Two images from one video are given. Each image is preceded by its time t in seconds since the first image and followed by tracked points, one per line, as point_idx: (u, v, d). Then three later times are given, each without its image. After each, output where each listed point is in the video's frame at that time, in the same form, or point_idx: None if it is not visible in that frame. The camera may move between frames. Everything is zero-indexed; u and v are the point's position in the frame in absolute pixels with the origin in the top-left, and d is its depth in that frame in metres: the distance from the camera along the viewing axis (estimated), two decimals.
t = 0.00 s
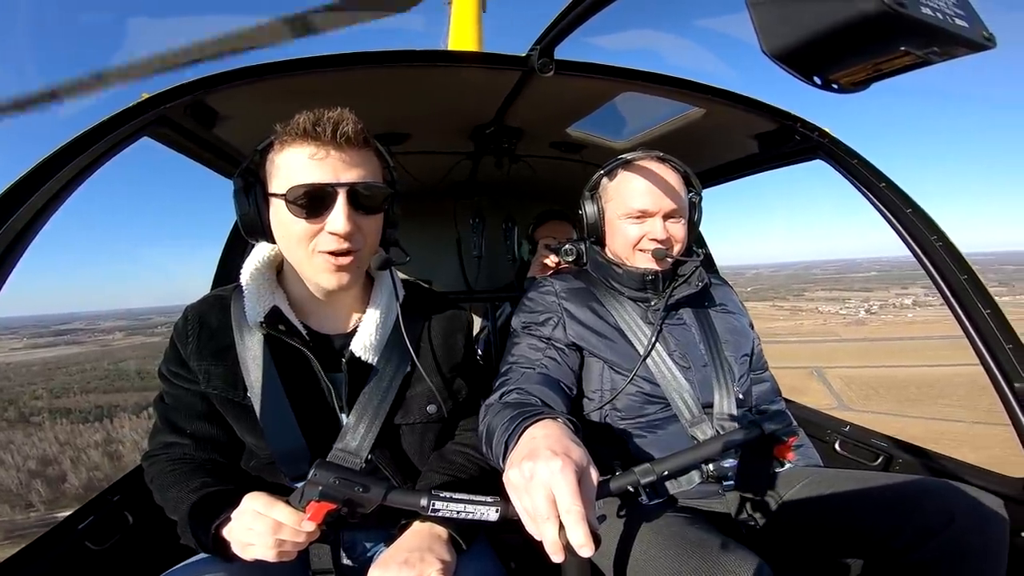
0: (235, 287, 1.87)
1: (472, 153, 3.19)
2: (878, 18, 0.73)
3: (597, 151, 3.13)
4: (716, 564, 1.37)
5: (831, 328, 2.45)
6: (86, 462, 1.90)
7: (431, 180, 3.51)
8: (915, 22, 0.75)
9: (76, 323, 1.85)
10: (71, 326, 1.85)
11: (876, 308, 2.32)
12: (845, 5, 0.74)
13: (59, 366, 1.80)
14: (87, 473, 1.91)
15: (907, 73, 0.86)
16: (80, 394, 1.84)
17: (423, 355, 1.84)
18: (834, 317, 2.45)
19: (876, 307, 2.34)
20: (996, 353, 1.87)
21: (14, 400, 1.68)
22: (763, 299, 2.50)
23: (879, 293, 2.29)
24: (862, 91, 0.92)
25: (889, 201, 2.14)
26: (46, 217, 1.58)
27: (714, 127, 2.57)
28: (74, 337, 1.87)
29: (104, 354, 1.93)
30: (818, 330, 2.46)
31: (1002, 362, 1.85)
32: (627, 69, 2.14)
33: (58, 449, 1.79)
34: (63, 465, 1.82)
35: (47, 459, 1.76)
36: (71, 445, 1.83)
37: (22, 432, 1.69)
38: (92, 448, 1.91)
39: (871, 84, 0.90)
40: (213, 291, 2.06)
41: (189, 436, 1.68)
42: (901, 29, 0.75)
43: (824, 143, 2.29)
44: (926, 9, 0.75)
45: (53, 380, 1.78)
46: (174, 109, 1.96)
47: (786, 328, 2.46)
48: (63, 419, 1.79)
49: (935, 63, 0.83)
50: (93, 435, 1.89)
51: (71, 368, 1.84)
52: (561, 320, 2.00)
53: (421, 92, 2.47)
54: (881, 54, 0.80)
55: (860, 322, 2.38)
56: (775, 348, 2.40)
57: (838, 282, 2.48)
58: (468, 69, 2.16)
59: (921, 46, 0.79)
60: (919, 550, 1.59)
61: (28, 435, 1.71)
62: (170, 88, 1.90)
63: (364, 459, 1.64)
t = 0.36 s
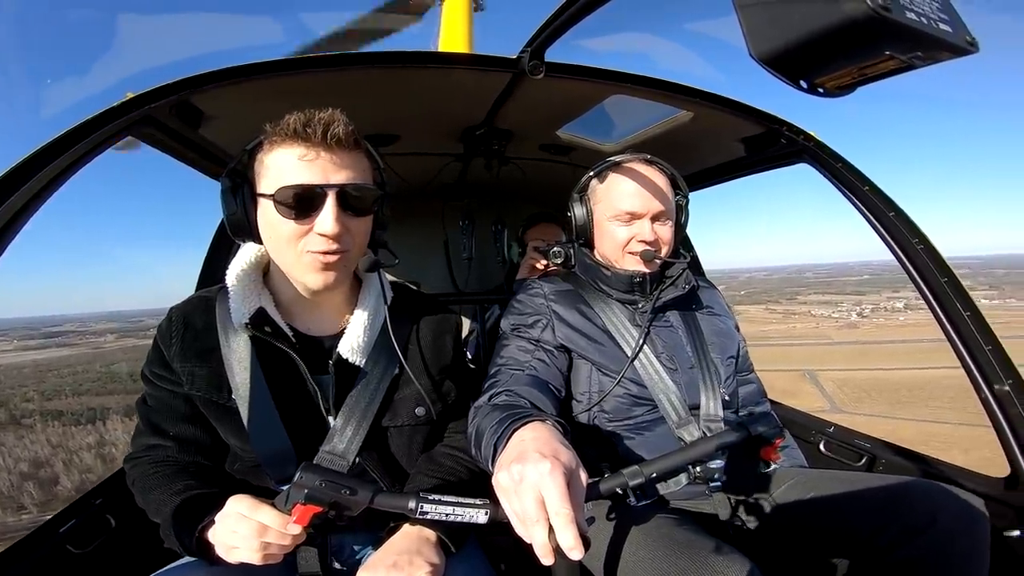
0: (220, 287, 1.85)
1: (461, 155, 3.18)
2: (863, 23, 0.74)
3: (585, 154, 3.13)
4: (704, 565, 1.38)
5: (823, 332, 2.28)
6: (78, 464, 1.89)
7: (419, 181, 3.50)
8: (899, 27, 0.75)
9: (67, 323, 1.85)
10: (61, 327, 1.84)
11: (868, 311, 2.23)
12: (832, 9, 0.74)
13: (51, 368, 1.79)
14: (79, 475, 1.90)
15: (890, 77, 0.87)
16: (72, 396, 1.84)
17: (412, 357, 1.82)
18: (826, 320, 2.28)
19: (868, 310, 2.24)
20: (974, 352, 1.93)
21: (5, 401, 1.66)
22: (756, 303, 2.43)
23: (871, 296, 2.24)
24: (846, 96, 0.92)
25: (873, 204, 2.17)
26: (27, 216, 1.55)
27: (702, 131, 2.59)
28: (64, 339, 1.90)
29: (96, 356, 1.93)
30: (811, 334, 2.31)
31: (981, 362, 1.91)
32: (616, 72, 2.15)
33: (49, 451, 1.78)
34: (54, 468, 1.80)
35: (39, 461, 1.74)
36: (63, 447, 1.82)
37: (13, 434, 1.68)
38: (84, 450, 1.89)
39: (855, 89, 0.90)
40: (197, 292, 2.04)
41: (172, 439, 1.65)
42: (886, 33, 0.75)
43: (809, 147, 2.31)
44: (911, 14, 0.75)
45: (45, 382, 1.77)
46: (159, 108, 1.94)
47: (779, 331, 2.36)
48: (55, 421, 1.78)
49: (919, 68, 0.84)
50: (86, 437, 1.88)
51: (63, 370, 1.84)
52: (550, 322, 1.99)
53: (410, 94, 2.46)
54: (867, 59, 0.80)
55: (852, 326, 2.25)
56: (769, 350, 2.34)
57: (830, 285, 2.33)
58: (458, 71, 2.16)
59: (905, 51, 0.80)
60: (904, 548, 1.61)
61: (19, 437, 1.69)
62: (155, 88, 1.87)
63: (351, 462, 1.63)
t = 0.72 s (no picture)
0: (207, 287, 1.83)
1: (451, 156, 3.18)
2: (850, 27, 0.74)
3: (574, 155, 3.14)
4: (692, 566, 1.39)
5: (830, 335, 2.20)
6: (88, 464, 1.89)
7: (408, 182, 3.48)
8: (885, 31, 0.76)
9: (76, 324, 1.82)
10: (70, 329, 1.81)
11: (874, 314, 2.20)
12: (819, 13, 0.75)
13: (58, 369, 1.78)
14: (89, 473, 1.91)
15: (874, 81, 0.87)
16: (80, 396, 1.81)
17: (401, 359, 1.81)
18: (832, 323, 2.21)
19: (874, 313, 2.20)
20: (955, 355, 1.95)
21: (14, 401, 1.68)
22: (762, 305, 2.39)
23: (879, 299, 2.22)
24: (831, 99, 0.92)
25: (857, 207, 2.19)
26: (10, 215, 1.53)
27: (689, 133, 2.61)
28: (74, 339, 1.86)
29: (107, 355, 1.85)
30: (816, 337, 2.23)
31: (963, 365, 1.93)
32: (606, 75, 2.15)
33: (59, 451, 1.79)
34: (64, 467, 1.82)
35: (48, 461, 1.77)
36: (73, 447, 1.82)
37: (23, 434, 1.69)
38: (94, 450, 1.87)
39: (840, 92, 0.91)
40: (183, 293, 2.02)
41: (157, 441, 1.63)
42: (871, 38, 0.76)
43: (795, 150, 2.33)
44: (895, 18, 0.76)
45: (53, 383, 1.76)
46: (144, 107, 1.92)
47: (784, 336, 2.34)
48: (64, 421, 1.78)
49: (902, 72, 0.84)
50: (95, 438, 1.84)
51: (71, 370, 1.81)
52: (539, 323, 1.99)
53: (400, 94, 2.45)
54: (852, 64, 0.80)
55: (858, 329, 2.19)
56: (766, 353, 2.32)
57: (835, 288, 2.22)
58: (448, 71, 2.15)
59: (889, 55, 0.81)
60: (887, 549, 1.63)
61: (28, 437, 1.71)
62: (140, 86, 1.84)
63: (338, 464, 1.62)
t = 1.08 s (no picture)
0: (198, 287, 1.81)
1: (443, 156, 3.17)
2: (844, 28, 0.74)
3: (567, 156, 3.14)
4: (686, 566, 1.39)
5: (852, 338, 2.05)
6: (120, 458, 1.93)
7: (400, 183, 3.47)
8: (878, 33, 0.77)
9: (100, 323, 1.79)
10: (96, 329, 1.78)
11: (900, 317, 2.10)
12: (814, 15, 0.75)
13: (87, 367, 1.79)
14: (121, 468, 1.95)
15: (866, 83, 0.88)
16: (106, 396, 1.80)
17: (394, 360, 1.81)
18: (854, 327, 2.08)
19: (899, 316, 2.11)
20: (943, 357, 1.98)
21: (42, 399, 1.75)
22: (779, 309, 2.14)
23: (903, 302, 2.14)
24: (823, 101, 0.92)
25: (846, 208, 2.21)
26: None
27: (682, 134, 2.61)
28: (99, 339, 1.79)
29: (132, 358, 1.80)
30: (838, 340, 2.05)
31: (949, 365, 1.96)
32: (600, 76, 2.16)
33: (85, 448, 1.82)
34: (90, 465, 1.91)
35: (74, 457, 1.82)
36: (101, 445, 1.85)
37: (50, 432, 1.76)
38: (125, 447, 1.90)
39: (832, 94, 0.91)
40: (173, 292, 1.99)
41: (146, 441, 1.62)
42: (863, 40, 0.76)
43: (786, 152, 2.35)
44: (888, 21, 0.77)
45: (80, 381, 1.78)
46: (135, 105, 1.90)
47: (803, 339, 2.08)
48: (91, 420, 1.80)
49: (894, 74, 0.85)
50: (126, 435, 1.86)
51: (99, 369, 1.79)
52: (532, 324, 1.99)
53: (394, 94, 2.44)
54: (843, 66, 0.81)
55: (881, 332, 2.11)
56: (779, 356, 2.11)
57: (857, 292, 2.18)
58: (442, 71, 2.15)
59: (882, 57, 0.81)
60: (877, 548, 1.63)
61: (55, 435, 1.78)
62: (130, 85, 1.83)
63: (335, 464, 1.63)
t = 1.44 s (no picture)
0: (201, 286, 1.82)
1: (447, 158, 3.17)
2: (846, 30, 0.74)
3: (571, 158, 3.14)
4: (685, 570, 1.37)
5: (891, 342, 2.14)
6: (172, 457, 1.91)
7: (404, 184, 3.48)
8: (881, 36, 0.76)
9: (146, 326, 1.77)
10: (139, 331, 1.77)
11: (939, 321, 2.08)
12: (816, 17, 0.75)
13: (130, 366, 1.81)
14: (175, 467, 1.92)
15: (870, 87, 0.87)
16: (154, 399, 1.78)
17: (395, 360, 1.80)
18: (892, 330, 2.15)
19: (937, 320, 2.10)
20: (944, 361, 1.96)
21: (90, 396, 1.80)
22: (817, 311, 2.22)
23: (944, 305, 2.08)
24: (827, 104, 0.92)
25: (849, 211, 2.20)
26: None
27: (685, 137, 2.61)
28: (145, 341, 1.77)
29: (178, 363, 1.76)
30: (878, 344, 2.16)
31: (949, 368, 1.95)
32: (603, 79, 2.16)
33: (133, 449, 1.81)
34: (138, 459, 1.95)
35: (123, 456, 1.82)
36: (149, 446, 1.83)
37: (97, 429, 1.81)
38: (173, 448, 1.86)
39: (836, 97, 0.90)
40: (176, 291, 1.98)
41: (146, 440, 1.62)
42: (865, 42, 0.76)
43: (789, 155, 2.34)
44: (891, 24, 0.76)
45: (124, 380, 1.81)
46: (140, 104, 1.90)
47: (838, 341, 2.22)
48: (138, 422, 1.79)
49: (898, 77, 0.84)
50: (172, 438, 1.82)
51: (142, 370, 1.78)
52: (533, 326, 1.99)
53: (397, 95, 2.45)
54: (844, 69, 0.80)
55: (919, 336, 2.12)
56: (815, 359, 2.24)
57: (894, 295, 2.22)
58: (446, 73, 2.15)
59: (885, 61, 0.80)
60: (875, 552, 1.61)
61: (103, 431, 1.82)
62: (136, 83, 1.83)
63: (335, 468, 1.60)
